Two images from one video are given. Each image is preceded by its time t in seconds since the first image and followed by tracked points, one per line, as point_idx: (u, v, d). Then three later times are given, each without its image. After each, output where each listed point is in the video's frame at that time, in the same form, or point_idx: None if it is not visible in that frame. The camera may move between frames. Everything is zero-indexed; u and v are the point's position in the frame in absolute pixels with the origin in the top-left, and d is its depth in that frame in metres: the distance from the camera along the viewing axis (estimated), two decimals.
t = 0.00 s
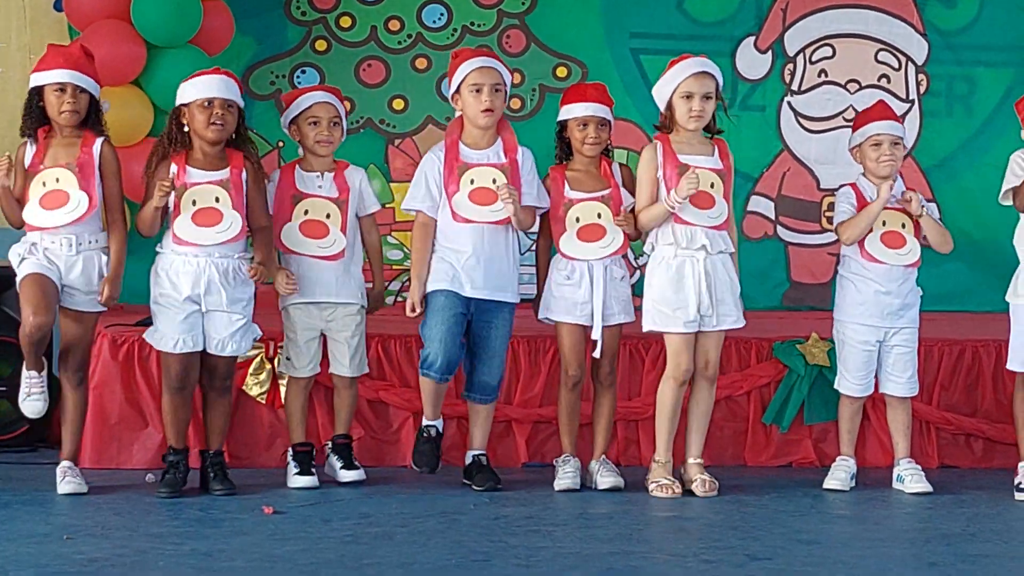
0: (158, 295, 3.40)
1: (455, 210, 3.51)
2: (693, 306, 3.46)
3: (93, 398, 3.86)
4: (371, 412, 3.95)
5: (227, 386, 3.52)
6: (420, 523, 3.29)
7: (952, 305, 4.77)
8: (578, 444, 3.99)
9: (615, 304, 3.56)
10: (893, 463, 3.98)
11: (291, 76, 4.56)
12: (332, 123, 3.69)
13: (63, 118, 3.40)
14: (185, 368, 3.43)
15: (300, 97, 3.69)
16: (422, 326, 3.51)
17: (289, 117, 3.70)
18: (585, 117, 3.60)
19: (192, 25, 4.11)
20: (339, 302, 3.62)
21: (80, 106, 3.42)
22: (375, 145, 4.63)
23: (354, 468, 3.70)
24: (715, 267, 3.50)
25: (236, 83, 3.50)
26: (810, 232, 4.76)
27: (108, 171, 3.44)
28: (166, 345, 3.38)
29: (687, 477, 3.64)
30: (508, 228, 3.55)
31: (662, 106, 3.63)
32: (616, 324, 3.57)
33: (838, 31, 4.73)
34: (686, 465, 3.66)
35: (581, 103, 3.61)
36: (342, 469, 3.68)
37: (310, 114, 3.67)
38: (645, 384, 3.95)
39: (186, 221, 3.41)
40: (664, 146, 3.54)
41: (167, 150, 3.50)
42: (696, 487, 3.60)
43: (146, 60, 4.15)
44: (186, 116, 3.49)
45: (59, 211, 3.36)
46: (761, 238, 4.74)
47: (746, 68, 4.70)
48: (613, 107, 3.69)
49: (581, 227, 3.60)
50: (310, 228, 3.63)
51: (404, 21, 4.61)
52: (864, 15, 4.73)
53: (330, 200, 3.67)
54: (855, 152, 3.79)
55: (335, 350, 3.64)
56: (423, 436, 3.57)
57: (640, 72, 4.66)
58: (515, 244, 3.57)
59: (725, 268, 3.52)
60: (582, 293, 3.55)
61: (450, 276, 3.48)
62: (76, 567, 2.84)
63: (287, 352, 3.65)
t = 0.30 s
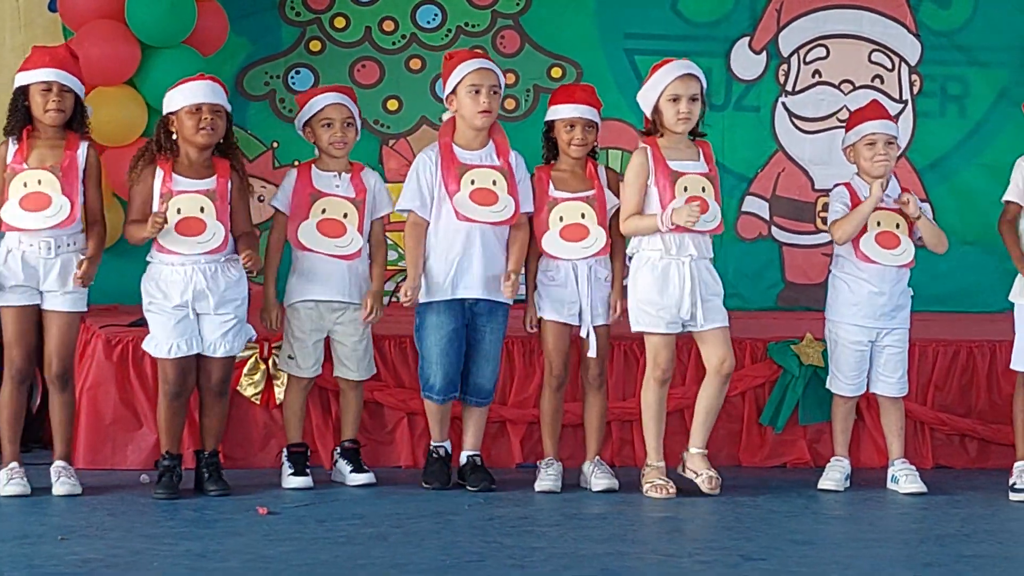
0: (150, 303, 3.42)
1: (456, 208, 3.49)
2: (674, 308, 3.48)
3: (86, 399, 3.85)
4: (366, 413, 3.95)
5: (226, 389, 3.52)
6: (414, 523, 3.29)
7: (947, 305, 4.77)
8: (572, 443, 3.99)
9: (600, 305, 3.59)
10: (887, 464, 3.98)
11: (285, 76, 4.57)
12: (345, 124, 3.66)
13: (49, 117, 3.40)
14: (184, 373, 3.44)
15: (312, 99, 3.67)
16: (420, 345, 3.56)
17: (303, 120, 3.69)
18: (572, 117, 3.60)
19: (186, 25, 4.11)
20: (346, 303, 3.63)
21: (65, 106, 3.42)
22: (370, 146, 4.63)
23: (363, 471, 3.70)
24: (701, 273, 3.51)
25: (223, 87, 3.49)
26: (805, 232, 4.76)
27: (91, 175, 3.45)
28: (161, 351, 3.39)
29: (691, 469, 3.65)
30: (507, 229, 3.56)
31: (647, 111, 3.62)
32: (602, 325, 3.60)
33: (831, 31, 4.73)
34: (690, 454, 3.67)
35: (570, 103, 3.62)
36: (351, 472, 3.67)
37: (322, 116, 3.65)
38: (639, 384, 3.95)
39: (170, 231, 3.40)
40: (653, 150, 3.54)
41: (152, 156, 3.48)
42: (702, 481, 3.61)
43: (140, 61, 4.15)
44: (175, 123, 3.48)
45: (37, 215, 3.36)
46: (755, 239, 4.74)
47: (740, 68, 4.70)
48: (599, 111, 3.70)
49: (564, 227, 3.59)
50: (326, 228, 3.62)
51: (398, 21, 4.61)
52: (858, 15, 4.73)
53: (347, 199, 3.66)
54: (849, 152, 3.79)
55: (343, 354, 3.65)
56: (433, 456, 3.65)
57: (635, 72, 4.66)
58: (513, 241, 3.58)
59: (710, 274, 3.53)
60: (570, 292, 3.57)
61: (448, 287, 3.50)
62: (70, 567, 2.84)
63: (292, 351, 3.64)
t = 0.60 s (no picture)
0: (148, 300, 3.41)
1: (436, 213, 3.50)
2: (677, 309, 3.49)
3: (81, 398, 3.85)
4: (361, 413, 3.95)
5: (230, 386, 3.51)
6: (410, 523, 3.29)
7: (944, 305, 4.77)
8: (568, 443, 3.99)
9: (583, 305, 3.59)
10: (883, 464, 3.97)
11: (280, 76, 4.57)
12: (355, 122, 3.67)
13: (35, 114, 3.41)
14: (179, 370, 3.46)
15: (321, 99, 3.68)
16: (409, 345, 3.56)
17: (314, 119, 3.69)
18: (561, 116, 3.59)
19: (182, 24, 4.11)
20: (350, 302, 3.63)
21: (51, 101, 3.43)
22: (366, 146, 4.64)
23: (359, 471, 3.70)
24: (704, 272, 3.51)
25: (218, 81, 3.48)
26: (800, 232, 4.76)
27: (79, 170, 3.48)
28: (157, 350, 3.41)
29: (701, 479, 3.65)
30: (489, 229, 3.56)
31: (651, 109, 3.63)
32: (586, 325, 3.60)
33: (826, 31, 4.73)
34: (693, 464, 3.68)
35: (558, 101, 3.61)
36: (347, 472, 3.67)
37: (332, 114, 3.65)
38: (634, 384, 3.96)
39: (176, 223, 3.39)
40: (655, 149, 3.54)
41: (149, 152, 3.46)
42: (715, 488, 3.62)
43: (136, 60, 4.15)
44: (170, 117, 3.46)
45: (31, 216, 3.36)
46: (750, 238, 4.74)
47: (736, 68, 4.70)
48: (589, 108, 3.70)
49: (547, 227, 3.60)
50: (338, 224, 3.62)
51: (393, 21, 4.61)
52: (853, 15, 4.73)
53: (361, 198, 3.67)
54: (848, 151, 3.79)
55: (341, 354, 3.65)
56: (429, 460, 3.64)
57: (630, 72, 4.66)
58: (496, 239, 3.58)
59: (713, 274, 3.53)
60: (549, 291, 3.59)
61: (429, 291, 3.49)
62: (66, 567, 2.84)
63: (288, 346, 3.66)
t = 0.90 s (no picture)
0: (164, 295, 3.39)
1: (436, 214, 3.50)
2: (689, 308, 3.47)
3: (75, 398, 3.85)
4: (355, 414, 3.95)
5: (230, 388, 3.52)
6: (403, 523, 3.29)
7: (938, 305, 4.78)
8: (561, 443, 3.99)
9: (588, 304, 3.58)
10: (876, 464, 3.97)
11: (274, 76, 4.57)
12: (329, 121, 3.68)
13: (39, 117, 3.41)
14: (184, 368, 3.43)
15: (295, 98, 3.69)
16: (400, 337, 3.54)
17: (286, 120, 3.70)
18: (565, 116, 3.59)
19: (177, 25, 4.11)
20: (333, 304, 3.63)
21: (55, 105, 3.43)
22: (360, 146, 4.64)
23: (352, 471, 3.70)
24: (718, 270, 3.50)
25: (235, 82, 3.49)
26: (794, 232, 4.76)
27: (87, 174, 3.47)
28: (169, 346, 3.38)
29: (695, 480, 3.66)
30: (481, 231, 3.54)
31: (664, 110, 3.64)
32: (593, 325, 3.58)
33: (820, 31, 4.73)
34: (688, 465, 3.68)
35: (562, 101, 3.60)
36: (340, 472, 3.68)
37: (305, 114, 3.66)
38: (628, 384, 3.95)
39: (201, 226, 3.38)
40: (669, 150, 3.55)
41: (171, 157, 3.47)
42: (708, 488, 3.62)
43: (131, 61, 4.15)
44: (190, 121, 3.48)
45: (36, 219, 3.36)
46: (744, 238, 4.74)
47: (730, 68, 4.70)
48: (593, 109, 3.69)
49: (554, 228, 3.59)
50: (312, 230, 3.62)
51: (387, 21, 4.62)
52: (846, 15, 4.73)
53: (332, 200, 3.66)
54: (843, 151, 3.78)
55: (329, 354, 3.64)
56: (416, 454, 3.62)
57: (625, 72, 4.67)
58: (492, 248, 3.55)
59: (729, 272, 3.52)
60: (557, 293, 3.57)
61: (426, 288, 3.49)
62: (59, 567, 2.84)
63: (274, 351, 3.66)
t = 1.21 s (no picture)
0: (162, 301, 3.39)
1: (438, 206, 3.50)
2: (677, 306, 3.49)
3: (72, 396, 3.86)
4: (352, 413, 3.96)
5: (227, 385, 3.52)
6: (399, 522, 3.29)
7: (935, 304, 4.78)
8: (558, 442, 3.99)
9: (589, 304, 3.57)
10: (873, 463, 3.98)
11: (270, 75, 4.57)
12: (305, 122, 3.67)
13: (40, 114, 3.40)
14: (183, 372, 3.42)
15: (272, 97, 3.67)
16: (394, 342, 3.55)
17: (262, 119, 3.68)
18: (567, 116, 3.59)
19: (176, 25, 4.11)
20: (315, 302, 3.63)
21: (56, 103, 3.42)
22: (355, 145, 4.64)
23: (348, 470, 3.70)
24: (708, 267, 3.51)
25: (233, 81, 3.48)
26: (790, 231, 4.76)
27: (86, 172, 3.46)
28: (167, 350, 3.38)
29: (691, 479, 3.66)
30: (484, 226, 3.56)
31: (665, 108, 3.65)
32: (594, 324, 3.58)
33: (816, 31, 4.73)
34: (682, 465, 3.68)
35: (564, 101, 3.60)
36: (337, 471, 3.68)
37: (282, 114, 3.64)
38: (625, 383, 3.95)
39: (191, 223, 3.39)
40: (666, 147, 3.57)
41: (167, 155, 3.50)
42: (704, 487, 3.62)
43: (130, 60, 4.16)
44: (187, 119, 3.48)
45: (36, 218, 3.36)
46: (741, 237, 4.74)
47: (727, 67, 4.71)
48: (596, 108, 3.68)
49: (557, 226, 3.59)
50: (292, 228, 3.60)
51: (383, 20, 4.62)
52: (842, 14, 4.73)
53: (310, 199, 3.64)
54: (838, 152, 3.79)
55: (312, 352, 3.67)
56: (394, 461, 3.61)
57: (621, 71, 4.67)
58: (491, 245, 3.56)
59: (720, 272, 3.52)
60: (559, 293, 3.57)
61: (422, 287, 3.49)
62: (56, 566, 2.84)
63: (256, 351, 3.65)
